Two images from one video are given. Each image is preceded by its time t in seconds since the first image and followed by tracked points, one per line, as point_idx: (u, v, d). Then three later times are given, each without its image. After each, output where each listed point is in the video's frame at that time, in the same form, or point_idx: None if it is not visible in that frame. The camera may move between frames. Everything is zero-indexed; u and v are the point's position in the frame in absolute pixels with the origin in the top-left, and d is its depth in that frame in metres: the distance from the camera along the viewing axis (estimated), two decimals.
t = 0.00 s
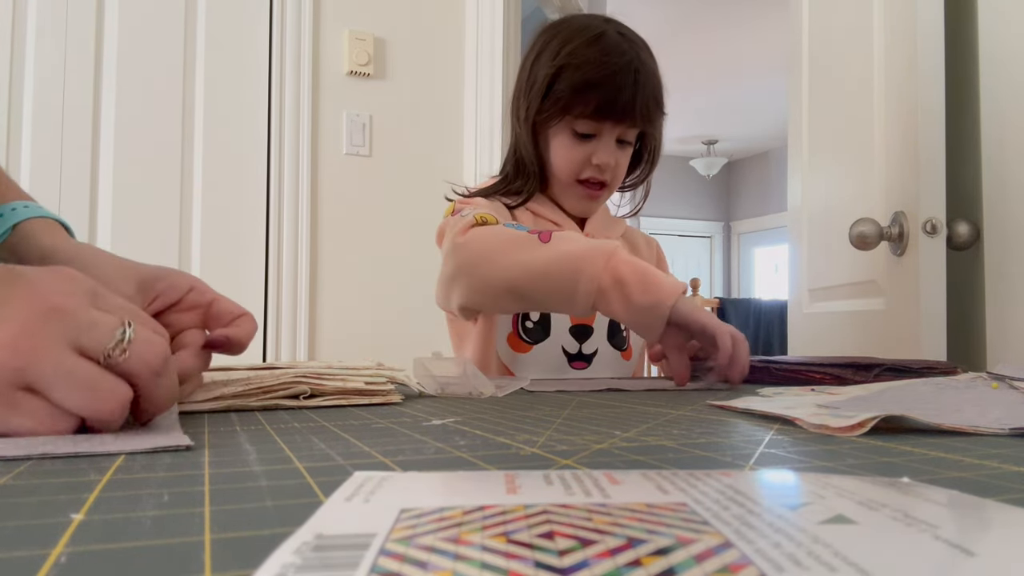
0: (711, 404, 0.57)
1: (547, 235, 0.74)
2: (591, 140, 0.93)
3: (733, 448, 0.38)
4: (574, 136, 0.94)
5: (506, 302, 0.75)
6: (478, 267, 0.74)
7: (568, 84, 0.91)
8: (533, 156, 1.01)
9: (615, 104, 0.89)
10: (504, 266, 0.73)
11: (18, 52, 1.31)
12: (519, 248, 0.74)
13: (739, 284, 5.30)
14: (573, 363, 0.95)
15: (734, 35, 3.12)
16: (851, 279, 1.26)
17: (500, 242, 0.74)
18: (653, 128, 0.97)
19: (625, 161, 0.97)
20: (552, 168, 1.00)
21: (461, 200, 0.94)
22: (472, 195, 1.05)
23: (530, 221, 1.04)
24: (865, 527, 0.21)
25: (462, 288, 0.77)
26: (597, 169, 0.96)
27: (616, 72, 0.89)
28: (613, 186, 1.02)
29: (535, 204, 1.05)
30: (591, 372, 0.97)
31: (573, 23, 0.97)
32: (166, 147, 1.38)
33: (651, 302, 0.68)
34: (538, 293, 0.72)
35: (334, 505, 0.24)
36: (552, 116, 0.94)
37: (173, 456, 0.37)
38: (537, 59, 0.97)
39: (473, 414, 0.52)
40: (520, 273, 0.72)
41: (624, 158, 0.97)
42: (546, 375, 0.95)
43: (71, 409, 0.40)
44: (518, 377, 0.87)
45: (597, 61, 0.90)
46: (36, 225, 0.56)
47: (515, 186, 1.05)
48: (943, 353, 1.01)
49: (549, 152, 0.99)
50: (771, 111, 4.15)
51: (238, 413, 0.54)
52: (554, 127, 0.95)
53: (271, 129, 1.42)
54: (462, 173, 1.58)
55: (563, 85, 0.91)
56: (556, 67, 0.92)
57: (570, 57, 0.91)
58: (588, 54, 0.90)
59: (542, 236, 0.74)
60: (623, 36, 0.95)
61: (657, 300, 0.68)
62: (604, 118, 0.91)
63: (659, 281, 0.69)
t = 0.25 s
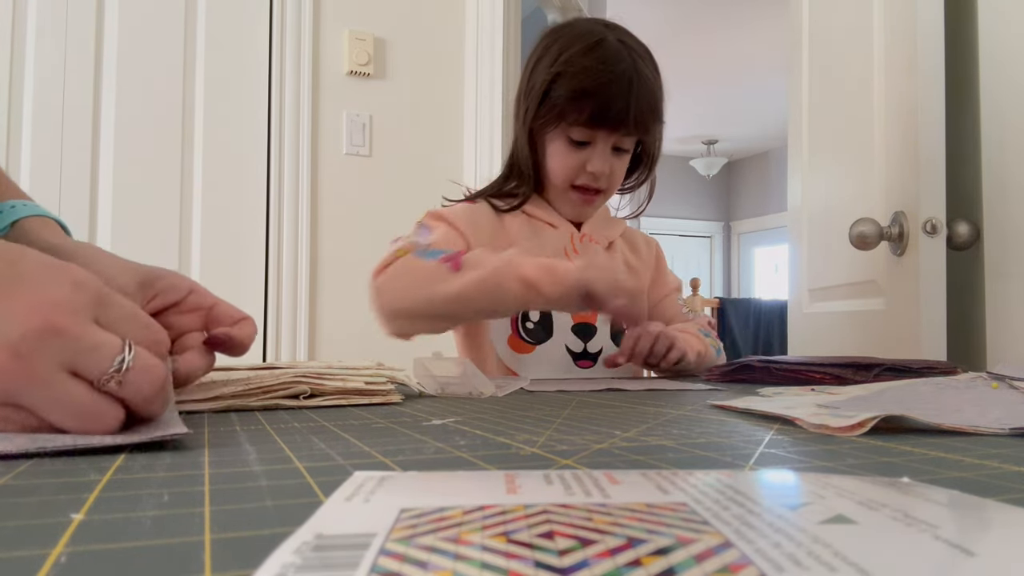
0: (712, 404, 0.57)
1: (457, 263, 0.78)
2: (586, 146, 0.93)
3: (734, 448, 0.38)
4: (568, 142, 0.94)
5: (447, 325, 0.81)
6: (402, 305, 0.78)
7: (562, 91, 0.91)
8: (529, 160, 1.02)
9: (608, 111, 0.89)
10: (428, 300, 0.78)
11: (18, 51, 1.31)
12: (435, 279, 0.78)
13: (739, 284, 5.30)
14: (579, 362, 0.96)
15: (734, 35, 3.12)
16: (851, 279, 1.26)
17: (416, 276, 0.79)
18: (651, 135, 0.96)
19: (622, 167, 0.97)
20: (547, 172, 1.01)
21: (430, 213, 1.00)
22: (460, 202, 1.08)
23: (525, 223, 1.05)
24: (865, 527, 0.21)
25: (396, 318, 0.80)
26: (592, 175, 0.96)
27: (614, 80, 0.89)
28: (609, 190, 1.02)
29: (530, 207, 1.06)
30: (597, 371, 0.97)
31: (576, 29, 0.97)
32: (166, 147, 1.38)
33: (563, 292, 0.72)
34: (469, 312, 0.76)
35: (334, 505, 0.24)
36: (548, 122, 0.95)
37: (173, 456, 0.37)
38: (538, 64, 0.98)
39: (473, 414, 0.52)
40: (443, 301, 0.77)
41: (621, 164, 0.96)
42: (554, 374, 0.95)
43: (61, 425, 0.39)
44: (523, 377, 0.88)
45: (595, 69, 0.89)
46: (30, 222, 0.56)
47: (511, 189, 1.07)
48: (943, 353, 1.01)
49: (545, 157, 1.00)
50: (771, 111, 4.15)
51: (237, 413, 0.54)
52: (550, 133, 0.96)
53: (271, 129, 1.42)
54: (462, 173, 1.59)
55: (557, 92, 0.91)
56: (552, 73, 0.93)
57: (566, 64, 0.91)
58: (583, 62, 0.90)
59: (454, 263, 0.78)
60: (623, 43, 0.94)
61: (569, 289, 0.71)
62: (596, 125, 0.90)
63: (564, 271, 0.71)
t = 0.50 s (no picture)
0: (712, 404, 0.57)
1: (417, 323, 0.92)
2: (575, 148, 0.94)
3: (733, 448, 0.38)
4: (557, 145, 0.95)
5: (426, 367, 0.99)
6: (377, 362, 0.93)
7: (549, 94, 0.92)
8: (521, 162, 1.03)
9: (592, 113, 0.89)
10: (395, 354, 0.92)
11: (18, 52, 1.31)
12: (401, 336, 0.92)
13: (739, 284, 5.30)
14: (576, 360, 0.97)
15: (734, 36, 3.12)
16: (851, 279, 1.26)
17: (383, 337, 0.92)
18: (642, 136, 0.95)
19: (614, 168, 0.97)
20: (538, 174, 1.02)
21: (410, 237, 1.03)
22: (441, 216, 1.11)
23: (513, 224, 1.06)
24: (865, 527, 0.21)
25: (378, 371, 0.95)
26: (583, 176, 0.97)
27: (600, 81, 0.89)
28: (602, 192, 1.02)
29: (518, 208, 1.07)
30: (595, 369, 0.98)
31: (567, 31, 0.97)
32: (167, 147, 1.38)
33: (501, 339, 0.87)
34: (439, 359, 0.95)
35: (333, 505, 0.24)
36: (537, 124, 0.96)
37: (173, 456, 0.37)
38: (530, 67, 0.99)
39: (473, 415, 0.52)
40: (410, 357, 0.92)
41: (612, 165, 0.96)
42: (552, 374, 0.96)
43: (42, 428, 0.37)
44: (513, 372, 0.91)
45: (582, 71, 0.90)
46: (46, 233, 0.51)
47: (494, 193, 1.09)
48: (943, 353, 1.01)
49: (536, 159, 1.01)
50: (771, 111, 4.15)
51: (237, 413, 0.54)
52: (540, 135, 0.97)
53: (271, 129, 1.42)
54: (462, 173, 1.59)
55: (545, 95, 0.92)
56: (540, 76, 0.93)
57: (554, 67, 0.92)
58: (571, 64, 0.91)
59: (414, 324, 0.92)
60: (613, 44, 0.94)
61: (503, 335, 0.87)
62: (583, 127, 0.91)
63: (498, 322, 0.88)
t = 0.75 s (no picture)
0: (712, 404, 0.57)
1: (427, 338, 0.91)
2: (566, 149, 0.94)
3: (733, 448, 0.38)
4: (549, 147, 0.96)
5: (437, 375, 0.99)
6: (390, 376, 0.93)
7: (540, 96, 0.92)
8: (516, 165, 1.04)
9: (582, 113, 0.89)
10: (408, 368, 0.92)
11: (18, 52, 1.31)
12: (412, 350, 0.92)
13: (739, 284, 5.30)
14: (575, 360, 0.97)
15: (735, 36, 3.12)
16: (851, 279, 1.26)
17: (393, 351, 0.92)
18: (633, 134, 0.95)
19: (608, 167, 0.97)
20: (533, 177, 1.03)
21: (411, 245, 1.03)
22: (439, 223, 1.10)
23: (509, 227, 1.07)
24: (865, 527, 0.21)
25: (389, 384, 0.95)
26: (576, 177, 0.97)
27: (587, 81, 0.89)
28: (598, 193, 1.01)
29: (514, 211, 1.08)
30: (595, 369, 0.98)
31: (555, 33, 0.98)
32: (167, 147, 1.38)
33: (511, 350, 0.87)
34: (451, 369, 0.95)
35: (334, 505, 0.24)
36: (529, 127, 0.96)
37: (173, 456, 0.37)
38: (519, 71, 0.99)
39: (473, 415, 0.52)
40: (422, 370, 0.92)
41: (605, 165, 0.96)
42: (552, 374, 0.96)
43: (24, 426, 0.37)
44: (515, 375, 0.91)
45: (569, 72, 0.90)
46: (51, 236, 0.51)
47: (490, 197, 1.09)
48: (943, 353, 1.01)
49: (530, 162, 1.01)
50: (772, 111, 4.15)
51: (237, 413, 0.54)
52: (532, 138, 0.97)
53: (271, 129, 1.42)
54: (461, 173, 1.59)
55: (535, 97, 0.93)
56: (530, 79, 0.94)
57: (542, 69, 0.92)
58: (558, 66, 0.91)
59: (423, 338, 0.91)
60: (601, 44, 0.94)
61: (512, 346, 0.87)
62: (573, 127, 0.91)
63: (505, 334, 0.87)
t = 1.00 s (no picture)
0: (712, 404, 0.57)
1: (429, 344, 0.92)
2: (569, 150, 0.94)
3: (733, 448, 0.38)
4: (551, 148, 0.96)
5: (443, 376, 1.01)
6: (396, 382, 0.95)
7: (541, 97, 0.92)
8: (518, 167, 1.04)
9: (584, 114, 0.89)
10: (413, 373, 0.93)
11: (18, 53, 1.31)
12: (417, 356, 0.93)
13: (739, 284, 5.30)
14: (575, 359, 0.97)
15: (735, 36, 3.12)
16: (851, 279, 1.26)
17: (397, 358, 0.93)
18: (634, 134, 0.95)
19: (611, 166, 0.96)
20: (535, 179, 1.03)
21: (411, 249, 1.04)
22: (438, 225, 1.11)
23: (511, 229, 1.07)
24: (865, 526, 0.21)
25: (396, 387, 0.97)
26: (580, 177, 0.96)
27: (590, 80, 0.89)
28: (600, 193, 1.01)
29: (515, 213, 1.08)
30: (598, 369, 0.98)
31: (554, 35, 0.98)
32: (167, 147, 1.38)
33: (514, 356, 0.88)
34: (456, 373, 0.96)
35: (334, 505, 0.24)
36: (531, 128, 0.96)
37: (174, 456, 0.37)
38: (519, 73, 0.99)
39: (473, 414, 0.52)
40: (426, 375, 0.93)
41: (609, 164, 0.96)
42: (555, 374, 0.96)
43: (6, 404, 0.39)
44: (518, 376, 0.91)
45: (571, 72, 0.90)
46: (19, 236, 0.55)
47: (489, 200, 1.09)
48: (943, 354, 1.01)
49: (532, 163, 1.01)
50: (772, 111, 4.15)
51: (236, 413, 0.54)
52: (534, 140, 0.97)
53: (271, 130, 1.42)
54: (462, 173, 1.59)
55: (537, 98, 0.93)
56: (531, 81, 0.94)
57: (543, 70, 0.92)
58: (559, 67, 0.91)
59: (427, 345, 0.92)
60: (600, 44, 0.94)
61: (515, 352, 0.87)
62: (575, 128, 0.91)
63: (508, 340, 0.87)
